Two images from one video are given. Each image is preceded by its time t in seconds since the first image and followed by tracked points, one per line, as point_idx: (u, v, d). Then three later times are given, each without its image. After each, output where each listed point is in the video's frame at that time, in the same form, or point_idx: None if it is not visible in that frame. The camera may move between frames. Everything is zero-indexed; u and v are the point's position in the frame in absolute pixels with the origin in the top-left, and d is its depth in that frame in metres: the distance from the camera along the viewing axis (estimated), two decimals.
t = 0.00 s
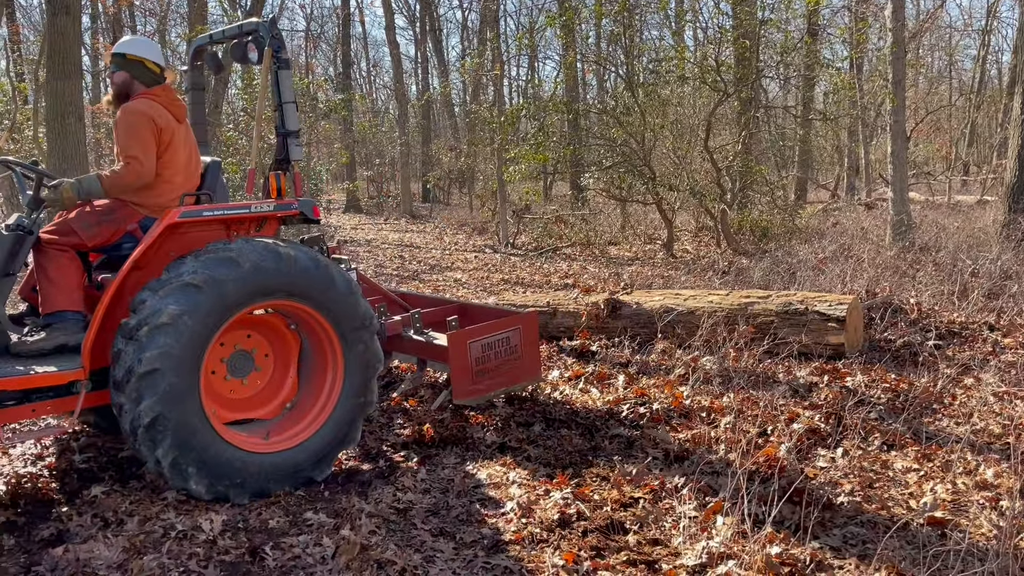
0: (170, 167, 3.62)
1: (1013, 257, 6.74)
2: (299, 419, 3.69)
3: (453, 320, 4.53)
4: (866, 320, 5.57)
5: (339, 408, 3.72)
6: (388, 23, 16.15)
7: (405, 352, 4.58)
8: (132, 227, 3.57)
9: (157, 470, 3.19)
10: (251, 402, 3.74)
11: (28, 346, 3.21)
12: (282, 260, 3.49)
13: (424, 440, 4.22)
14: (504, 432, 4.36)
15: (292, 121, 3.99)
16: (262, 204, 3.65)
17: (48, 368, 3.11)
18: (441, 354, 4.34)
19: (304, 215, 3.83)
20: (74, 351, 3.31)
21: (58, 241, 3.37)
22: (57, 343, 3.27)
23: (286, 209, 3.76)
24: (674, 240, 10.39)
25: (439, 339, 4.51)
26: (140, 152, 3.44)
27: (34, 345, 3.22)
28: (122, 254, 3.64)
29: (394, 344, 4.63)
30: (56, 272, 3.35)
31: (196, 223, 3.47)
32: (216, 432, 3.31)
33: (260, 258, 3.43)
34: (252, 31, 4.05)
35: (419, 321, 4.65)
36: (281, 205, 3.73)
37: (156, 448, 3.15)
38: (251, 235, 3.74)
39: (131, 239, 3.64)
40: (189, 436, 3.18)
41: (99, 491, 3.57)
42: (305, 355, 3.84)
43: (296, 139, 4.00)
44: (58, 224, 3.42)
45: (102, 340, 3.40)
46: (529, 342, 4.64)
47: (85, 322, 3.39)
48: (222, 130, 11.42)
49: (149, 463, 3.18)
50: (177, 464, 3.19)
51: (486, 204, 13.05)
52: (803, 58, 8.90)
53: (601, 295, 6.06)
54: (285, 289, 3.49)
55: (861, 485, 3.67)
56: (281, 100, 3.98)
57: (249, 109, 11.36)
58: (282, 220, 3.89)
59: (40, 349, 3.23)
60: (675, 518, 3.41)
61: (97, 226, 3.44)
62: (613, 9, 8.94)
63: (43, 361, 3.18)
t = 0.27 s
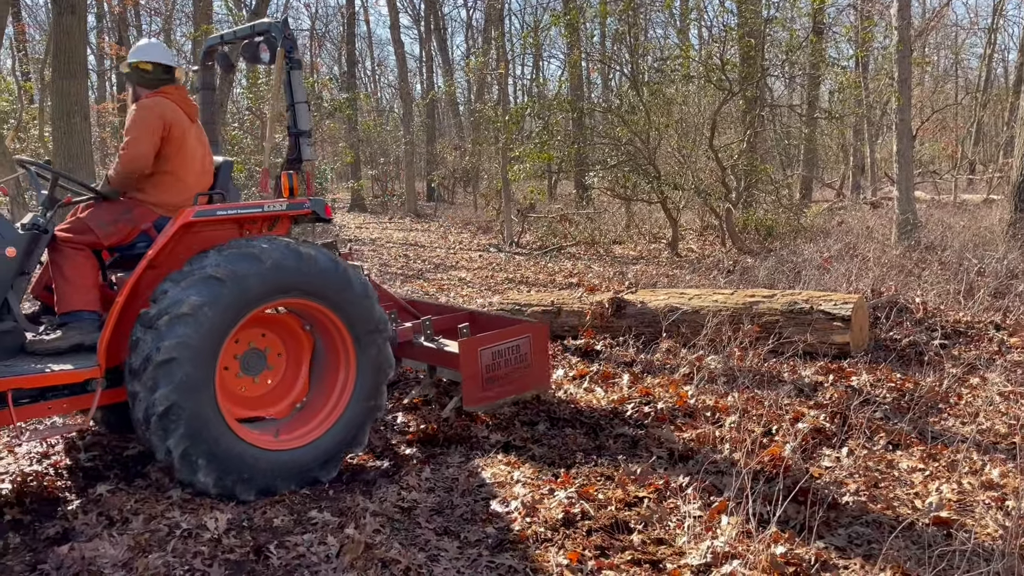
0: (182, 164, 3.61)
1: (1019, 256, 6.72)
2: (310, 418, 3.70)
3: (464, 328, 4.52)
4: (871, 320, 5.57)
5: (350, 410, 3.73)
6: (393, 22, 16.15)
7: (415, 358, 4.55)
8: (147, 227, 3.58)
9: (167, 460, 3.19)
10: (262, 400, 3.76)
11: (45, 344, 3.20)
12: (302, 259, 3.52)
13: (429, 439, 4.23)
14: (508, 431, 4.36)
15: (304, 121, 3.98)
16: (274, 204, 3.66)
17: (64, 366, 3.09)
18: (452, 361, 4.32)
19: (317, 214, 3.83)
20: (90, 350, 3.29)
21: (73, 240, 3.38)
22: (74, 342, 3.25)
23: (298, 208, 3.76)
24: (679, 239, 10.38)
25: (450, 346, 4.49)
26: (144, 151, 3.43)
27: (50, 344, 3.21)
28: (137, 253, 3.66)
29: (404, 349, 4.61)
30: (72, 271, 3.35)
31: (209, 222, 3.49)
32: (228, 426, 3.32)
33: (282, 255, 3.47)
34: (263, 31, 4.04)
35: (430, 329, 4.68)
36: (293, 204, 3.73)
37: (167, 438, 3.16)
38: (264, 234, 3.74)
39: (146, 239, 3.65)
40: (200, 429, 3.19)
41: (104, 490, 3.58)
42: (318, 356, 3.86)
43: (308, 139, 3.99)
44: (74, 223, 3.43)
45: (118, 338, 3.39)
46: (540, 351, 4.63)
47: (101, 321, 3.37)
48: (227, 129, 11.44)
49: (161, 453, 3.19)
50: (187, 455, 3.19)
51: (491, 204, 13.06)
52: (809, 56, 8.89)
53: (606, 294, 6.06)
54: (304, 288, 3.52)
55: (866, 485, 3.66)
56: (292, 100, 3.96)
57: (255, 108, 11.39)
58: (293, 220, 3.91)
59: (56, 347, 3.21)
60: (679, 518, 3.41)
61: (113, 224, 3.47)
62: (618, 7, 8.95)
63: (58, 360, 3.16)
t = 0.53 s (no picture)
0: (180, 159, 3.56)
1: (1021, 256, 6.72)
2: (323, 416, 3.74)
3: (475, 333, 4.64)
4: (873, 319, 5.56)
5: (363, 412, 3.76)
6: (395, 21, 16.16)
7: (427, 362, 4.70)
8: (163, 227, 3.57)
9: (178, 443, 3.21)
10: (275, 395, 3.78)
11: (66, 342, 3.24)
12: (333, 260, 3.60)
13: (431, 440, 4.24)
14: (510, 431, 4.36)
15: (319, 121, 4.02)
16: (290, 202, 3.72)
17: (84, 364, 3.11)
18: (464, 366, 4.47)
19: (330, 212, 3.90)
20: (109, 348, 3.32)
21: (90, 241, 3.37)
22: (93, 340, 3.29)
23: (313, 207, 3.83)
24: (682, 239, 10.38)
25: (461, 350, 4.61)
26: (132, 148, 3.44)
27: (69, 342, 3.24)
28: (152, 253, 3.62)
29: (417, 354, 4.74)
30: (90, 271, 3.36)
31: (226, 220, 3.53)
32: (243, 416, 3.34)
33: (315, 254, 3.54)
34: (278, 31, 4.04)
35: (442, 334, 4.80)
36: (307, 203, 3.79)
37: (181, 419, 3.18)
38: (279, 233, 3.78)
39: (162, 238, 3.63)
40: (214, 415, 3.21)
41: (106, 490, 3.59)
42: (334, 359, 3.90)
43: (324, 138, 4.02)
44: (89, 223, 3.42)
45: (136, 336, 3.41)
46: (547, 354, 4.71)
47: (120, 320, 3.40)
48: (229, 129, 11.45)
49: (173, 435, 3.20)
50: (199, 439, 3.21)
51: (493, 203, 13.07)
52: (812, 56, 8.89)
53: (608, 294, 6.06)
54: (332, 288, 3.59)
55: (867, 485, 3.66)
56: (307, 100, 4.01)
57: (257, 108, 11.40)
58: (307, 218, 3.96)
59: (77, 345, 3.25)
60: (681, 519, 3.41)
61: (127, 224, 3.45)
62: (620, 7, 8.95)
63: (78, 358, 3.18)
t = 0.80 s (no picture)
0: (208, 156, 3.64)
1: (1021, 256, 6.72)
2: (342, 415, 3.78)
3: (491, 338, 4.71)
4: (873, 320, 5.57)
5: (382, 414, 3.81)
6: (395, 22, 16.16)
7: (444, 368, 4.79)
8: (190, 224, 3.62)
9: (200, 410, 3.23)
10: (297, 391, 3.82)
11: (97, 338, 3.26)
12: (379, 267, 3.76)
13: (430, 440, 4.24)
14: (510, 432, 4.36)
15: (342, 121, 4.18)
16: (315, 202, 3.76)
17: (117, 361, 3.12)
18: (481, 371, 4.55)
19: (353, 212, 3.97)
20: (140, 344, 3.34)
21: (119, 239, 3.39)
22: (124, 337, 3.30)
23: (336, 206, 3.89)
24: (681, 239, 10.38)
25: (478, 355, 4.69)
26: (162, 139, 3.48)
27: (102, 338, 3.27)
28: (180, 250, 3.66)
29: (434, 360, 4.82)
30: (120, 270, 3.36)
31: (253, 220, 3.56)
32: (272, 402, 3.40)
33: (364, 257, 3.70)
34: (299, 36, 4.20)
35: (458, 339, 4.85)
36: (331, 203, 3.84)
37: (209, 385, 3.20)
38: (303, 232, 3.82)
39: (189, 236, 3.67)
40: (243, 387, 3.26)
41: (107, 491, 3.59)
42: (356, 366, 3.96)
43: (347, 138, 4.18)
44: (118, 221, 3.44)
45: (166, 333, 3.44)
46: (564, 360, 4.79)
47: (149, 317, 3.41)
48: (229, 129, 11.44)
49: (196, 403, 3.22)
50: (221, 409, 3.22)
51: (493, 204, 13.07)
52: (811, 57, 8.89)
53: (608, 294, 6.06)
54: (373, 291, 3.73)
55: (867, 485, 3.66)
56: (330, 101, 4.15)
57: (256, 108, 11.41)
58: (329, 217, 3.99)
59: (108, 342, 3.28)
60: (680, 519, 3.41)
61: (156, 222, 3.48)
62: (619, 7, 8.94)
63: (111, 355, 3.19)
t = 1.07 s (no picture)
0: (234, 153, 3.76)
1: (1018, 257, 6.72)
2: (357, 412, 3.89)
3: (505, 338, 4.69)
4: (871, 321, 5.57)
5: (395, 415, 3.93)
6: (394, 23, 16.16)
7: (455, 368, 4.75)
8: (214, 223, 3.77)
9: (224, 374, 3.33)
10: (313, 387, 3.92)
11: (125, 335, 3.35)
12: (415, 276, 3.99)
13: (428, 442, 4.24)
14: (508, 432, 4.36)
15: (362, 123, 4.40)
16: (335, 201, 3.91)
17: (145, 356, 3.21)
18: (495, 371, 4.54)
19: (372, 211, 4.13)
20: (167, 341, 3.44)
21: (145, 237, 3.54)
22: (151, 334, 3.39)
23: (355, 206, 4.05)
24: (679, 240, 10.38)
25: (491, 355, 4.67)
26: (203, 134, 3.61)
27: (130, 335, 3.35)
28: (203, 249, 3.82)
29: (447, 361, 4.76)
30: (146, 268, 3.48)
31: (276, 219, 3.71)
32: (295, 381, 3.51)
33: (404, 264, 3.94)
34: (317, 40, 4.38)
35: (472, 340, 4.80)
36: (351, 202, 4.01)
37: (240, 349, 3.33)
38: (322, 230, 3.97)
39: (212, 235, 3.82)
40: (271, 357, 3.38)
41: (105, 492, 3.59)
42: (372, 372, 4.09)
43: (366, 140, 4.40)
44: (145, 220, 3.58)
45: (193, 329, 3.52)
46: (575, 361, 4.79)
47: (175, 315, 3.52)
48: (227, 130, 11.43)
49: (223, 365, 3.33)
50: (245, 375, 3.32)
51: (491, 205, 13.07)
52: (809, 58, 8.89)
53: (605, 295, 6.06)
54: (402, 294, 3.93)
55: (865, 486, 3.66)
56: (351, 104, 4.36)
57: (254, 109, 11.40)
58: (347, 216, 4.16)
59: (136, 338, 3.36)
60: (678, 520, 3.40)
61: (181, 220, 3.62)
62: (618, 8, 8.94)
63: (139, 351, 3.28)
